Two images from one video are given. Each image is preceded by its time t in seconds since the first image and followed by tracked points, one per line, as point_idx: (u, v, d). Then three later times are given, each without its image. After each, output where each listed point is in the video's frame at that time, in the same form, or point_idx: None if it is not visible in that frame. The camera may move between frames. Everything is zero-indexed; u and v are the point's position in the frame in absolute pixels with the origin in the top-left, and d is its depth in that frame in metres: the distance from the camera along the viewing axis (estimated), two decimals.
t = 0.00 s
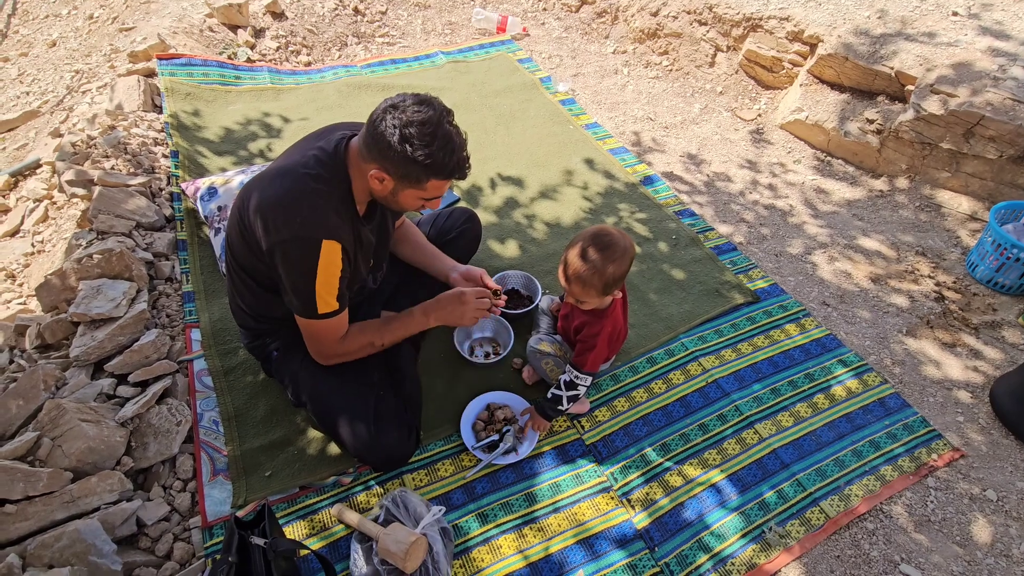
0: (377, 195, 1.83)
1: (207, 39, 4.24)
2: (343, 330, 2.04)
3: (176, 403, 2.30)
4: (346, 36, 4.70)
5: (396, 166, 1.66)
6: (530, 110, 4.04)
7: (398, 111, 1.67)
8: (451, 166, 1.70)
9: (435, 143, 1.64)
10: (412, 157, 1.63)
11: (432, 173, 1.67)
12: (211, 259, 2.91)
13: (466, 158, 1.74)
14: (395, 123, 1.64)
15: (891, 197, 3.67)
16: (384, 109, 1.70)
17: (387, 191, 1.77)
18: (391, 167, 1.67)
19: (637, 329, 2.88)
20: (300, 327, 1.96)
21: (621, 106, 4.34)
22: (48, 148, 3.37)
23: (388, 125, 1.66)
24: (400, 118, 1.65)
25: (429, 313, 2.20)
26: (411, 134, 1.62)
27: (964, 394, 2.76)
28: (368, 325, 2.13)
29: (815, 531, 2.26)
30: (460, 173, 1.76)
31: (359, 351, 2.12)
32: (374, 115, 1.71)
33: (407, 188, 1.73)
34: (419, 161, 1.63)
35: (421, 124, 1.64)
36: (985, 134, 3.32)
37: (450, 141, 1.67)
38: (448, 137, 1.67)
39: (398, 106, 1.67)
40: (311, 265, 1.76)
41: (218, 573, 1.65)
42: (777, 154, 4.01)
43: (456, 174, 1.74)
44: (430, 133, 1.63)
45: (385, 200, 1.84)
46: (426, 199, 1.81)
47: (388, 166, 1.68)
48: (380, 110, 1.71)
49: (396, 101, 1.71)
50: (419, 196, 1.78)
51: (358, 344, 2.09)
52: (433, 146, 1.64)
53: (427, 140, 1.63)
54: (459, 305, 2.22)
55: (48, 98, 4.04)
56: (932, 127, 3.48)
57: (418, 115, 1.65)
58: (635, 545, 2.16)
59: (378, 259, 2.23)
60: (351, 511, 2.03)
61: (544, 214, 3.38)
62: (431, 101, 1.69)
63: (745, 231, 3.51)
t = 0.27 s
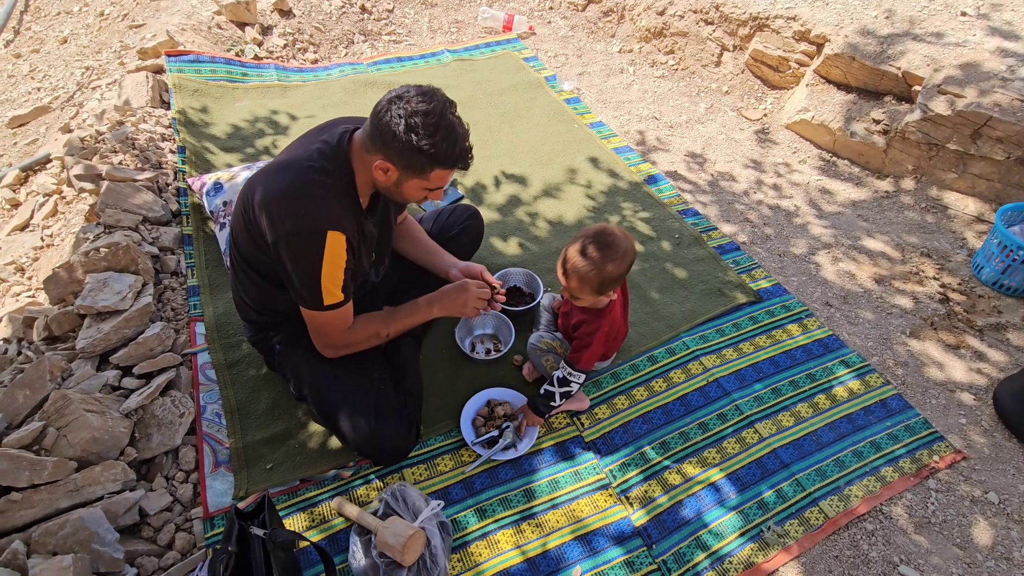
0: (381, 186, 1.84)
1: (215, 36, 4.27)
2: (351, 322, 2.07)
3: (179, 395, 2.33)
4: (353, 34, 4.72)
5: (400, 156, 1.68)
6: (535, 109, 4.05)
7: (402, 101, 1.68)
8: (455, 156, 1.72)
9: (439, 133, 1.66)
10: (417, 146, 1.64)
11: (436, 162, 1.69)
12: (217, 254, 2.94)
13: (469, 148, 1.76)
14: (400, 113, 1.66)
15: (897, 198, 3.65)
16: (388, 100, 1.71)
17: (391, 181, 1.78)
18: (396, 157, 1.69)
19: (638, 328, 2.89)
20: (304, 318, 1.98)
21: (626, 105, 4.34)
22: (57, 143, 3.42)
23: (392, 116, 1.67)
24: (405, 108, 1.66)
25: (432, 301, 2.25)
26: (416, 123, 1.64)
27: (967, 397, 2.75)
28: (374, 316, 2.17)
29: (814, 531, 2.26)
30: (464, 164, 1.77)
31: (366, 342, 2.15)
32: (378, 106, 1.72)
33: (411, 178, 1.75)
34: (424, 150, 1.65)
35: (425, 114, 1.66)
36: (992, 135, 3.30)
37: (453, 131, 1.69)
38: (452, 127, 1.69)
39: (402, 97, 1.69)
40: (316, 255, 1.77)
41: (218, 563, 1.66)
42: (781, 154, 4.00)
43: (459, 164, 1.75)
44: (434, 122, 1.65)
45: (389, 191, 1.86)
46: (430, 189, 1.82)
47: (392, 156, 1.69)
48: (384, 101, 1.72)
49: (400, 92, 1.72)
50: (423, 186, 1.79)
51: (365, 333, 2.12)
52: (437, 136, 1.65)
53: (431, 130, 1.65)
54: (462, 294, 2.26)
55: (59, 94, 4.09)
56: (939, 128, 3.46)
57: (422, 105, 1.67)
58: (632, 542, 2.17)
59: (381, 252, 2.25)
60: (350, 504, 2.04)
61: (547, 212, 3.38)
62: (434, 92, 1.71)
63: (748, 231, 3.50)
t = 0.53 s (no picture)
0: (387, 180, 1.85)
1: (224, 34, 4.30)
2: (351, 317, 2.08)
3: (184, 389, 2.35)
4: (360, 33, 4.74)
5: (406, 149, 1.69)
6: (541, 108, 4.05)
7: (409, 94, 1.70)
8: (461, 149, 1.73)
9: (445, 125, 1.67)
10: (423, 139, 1.65)
11: (442, 155, 1.70)
12: (223, 250, 2.97)
13: (475, 142, 1.77)
14: (407, 106, 1.67)
15: (904, 200, 3.63)
16: (395, 93, 1.72)
17: (397, 175, 1.79)
18: (402, 149, 1.70)
19: (641, 327, 2.88)
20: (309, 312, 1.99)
21: (632, 105, 4.34)
22: (67, 140, 3.45)
23: (399, 109, 1.68)
24: (411, 101, 1.67)
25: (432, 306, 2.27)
26: (423, 116, 1.65)
27: (972, 400, 2.73)
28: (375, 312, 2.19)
29: (815, 532, 2.25)
30: (469, 157, 1.79)
31: (364, 338, 2.16)
32: (385, 100, 1.74)
33: (417, 171, 1.76)
34: (431, 142, 1.66)
35: (432, 107, 1.67)
36: (1001, 136, 3.28)
37: (459, 124, 1.70)
38: (458, 120, 1.70)
39: (409, 90, 1.70)
40: (322, 248, 1.79)
41: (221, 555, 1.69)
42: (787, 155, 3.98)
43: (465, 157, 1.77)
44: (440, 115, 1.66)
45: (394, 185, 1.87)
46: (435, 182, 1.83)
47: (399, 150, 1.70)
48: (390, 95, 1.74)
49: (407, 86, 1.73)
50: (428, 180, 1.80)
51: (364, 330, 2.14)
52: (444, 128, 1.67)
53: (438, 122, 1.66)
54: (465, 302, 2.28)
55: (69, 91, 4.14)
56: (947, 129, 3.44)
57: (428, 98, 1.68)
58: (633, 541, 2.17)
59: (385, 248, 2.26)
60: (352, 500, 2.05)
61: (551, 211, 3.39)
62: (440, 86, 1.73)
63: (753, 231, 3.49)
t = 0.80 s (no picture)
0: (391, 179, 1.86)
1: (232, 33, 4.33)
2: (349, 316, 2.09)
3: (190, 384, 2.36)
4: (367, 32, 4.76)
5: (411, 148, 1.70)
6: (547, 108, 4.06)
7: (414, 94, 1.70)
8: (465, 149, 1.74)
9: (450, 124, 1.68)
10: (428, 138, 1.66)
11: (446, 154, 1.71)
12: (230, 247, 2.98)
13: (479, 141, 1.78)
14: (412, 105, 1.68)
15: (912, 202, 3.60)
16: (400, 92, 1.73)
17: (402, 174, 1.80)
18: (406, 148, 1.70)
19: (646, 328, 2.88)
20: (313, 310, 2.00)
21: (638, 105, 4.33)
22: (77, 137, 3.48)
23: (404, 108, 1.69)
24: (416, 100, 1.68)
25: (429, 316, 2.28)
26: (427, 115, 1.66)
27: (980, 403, 2.71)
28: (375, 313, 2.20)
29: (820, 535, 2.24)
30: (474, 156, 1.79)
31: (361, 339, 2.17)
32: (390, 99, 1.75)
33: (421, 170, 1.77)
34: (435, 141, 1.66)
35: (437, 107, 1.68)
36: (1011, 138, 3.26)
37: (464, 124, 1.71)
38: (463, 120, 1.71)
39: (414, 89, 1.71)
40: (325, 246, 1.79)
41: (225, 549, 1.70)
42: (795, 156, 3.97)
43: (469, 156, 1.77)
44: (445, 114, 1.67)
45: (398, 184, 1.87)
46: (440, 181, 1.84)
47: (403, 148, 1.71)
48: (396, 94, 1.74)
49: (412, 86, 1.74)
50: (432, 179, 1.81)
51: (362, 330, 2.14)
52: (448, 127, 1.67)
53: (442, 121, 1.66)
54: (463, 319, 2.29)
55: (80, 89, 4.17)
56: (956, 131, 3.42)
57: (433, 97, 1.69)
58: (636, 541, 2.17)
59: (390, 246, 2.26)
60: (356, 497, 2.06)
61: (556, 211, 3.39)
62: (446, 85, 1.73)
63: (760, 232, 3.48)
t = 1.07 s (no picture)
0: (392, 183, 1.86)
1: (239, 34, 4.35)
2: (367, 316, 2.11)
3: (196, 384, 2.38)
4: (373, 34, 4.78)
5: (409, 153, 1.70)
6: (552, 110, 4.06)
7: (412, 99, 1.70)
8: (464, 155, 1.73)
9: (447, 130, 1.66)
10: (425, 144, 1.66)
11: (444, 161, 1.70)
12: (236, 247, 3.00)
13: (478, 147, 1.76)
14: (409, 111, 1.68)
15: (919, 206, 3.59)
16: (400, 97, 1.73)
17: (400, 178, 1.80)
18: (405, 154, 1.70)
19: (650, 331, 2.88)
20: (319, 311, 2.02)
21: (643, 108, 4.33)
22: (85, 137, 3.51)
23: (403, 112, 1.69)
24: (414, 106, 1.68)
25: (448, 301, 2.29)
26: (424, 121, 1.65)
27: (986, 409, 2.69)
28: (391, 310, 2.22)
29: (824, 539, 2.23)
30: (473, 162, 1.78)
31: (380, 338, 2.18)
32: (390, 104, 1.74)
33: (420, 176, 1.77)
34: (432, 148, 1.66)
35: (434, 112, 1.67)
36: (1018, 143, 3.25)
37: (462, 130, 1.69)
38: (461, 125, 1.69)
39: (413, 95, 1.71)
40: (326, 250, 1.80)
41: (230, 548, 1.73)
42: (800, 159, 3.96)
43: (468, 162, 1.76)
44: (442, 120, 1.66)
45: (399, 189, 1.88)
46: (439, 187, 1.83)
47: (401, 154, 1.72)
48: (396, 99, 1.74)
49: (412, 90, 1.74)
50: (432, 184, 1.81)
51: (380, 329, 2.16)
52: (446, 133, 1.66)
53: (439, 128, 1.65)
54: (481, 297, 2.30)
55: (88, 90, 4.20)
56: (963, 135, 3.41)
57: (431, 103, 1.68)
58: (639, 544, 2.16)
59: (395, 248, 2.27)
60: (359, 497, 2.05)
61: (561, 214, 3.39)
62: (445, 90, 1.72)
63: (765, 236, 3.48)
